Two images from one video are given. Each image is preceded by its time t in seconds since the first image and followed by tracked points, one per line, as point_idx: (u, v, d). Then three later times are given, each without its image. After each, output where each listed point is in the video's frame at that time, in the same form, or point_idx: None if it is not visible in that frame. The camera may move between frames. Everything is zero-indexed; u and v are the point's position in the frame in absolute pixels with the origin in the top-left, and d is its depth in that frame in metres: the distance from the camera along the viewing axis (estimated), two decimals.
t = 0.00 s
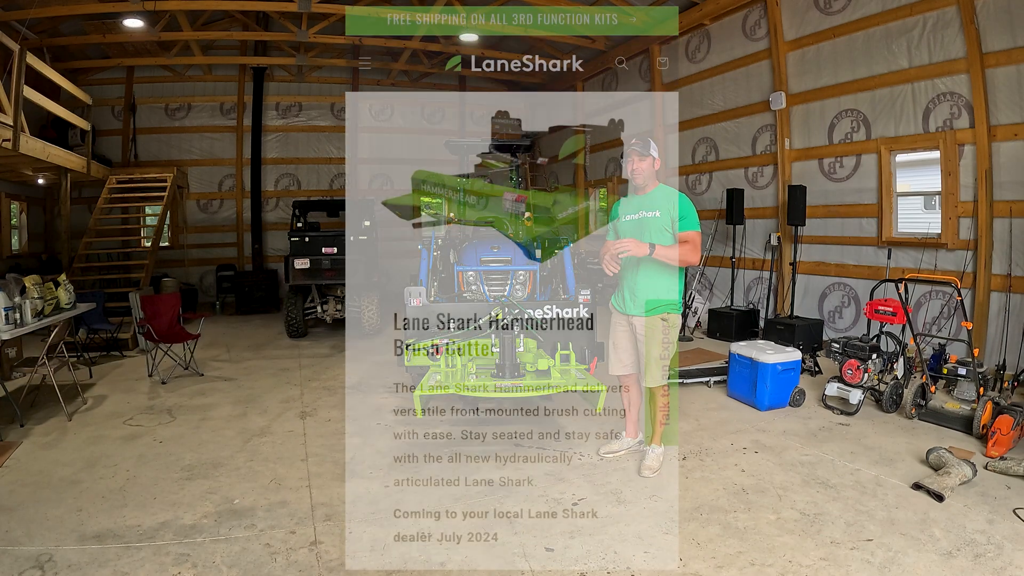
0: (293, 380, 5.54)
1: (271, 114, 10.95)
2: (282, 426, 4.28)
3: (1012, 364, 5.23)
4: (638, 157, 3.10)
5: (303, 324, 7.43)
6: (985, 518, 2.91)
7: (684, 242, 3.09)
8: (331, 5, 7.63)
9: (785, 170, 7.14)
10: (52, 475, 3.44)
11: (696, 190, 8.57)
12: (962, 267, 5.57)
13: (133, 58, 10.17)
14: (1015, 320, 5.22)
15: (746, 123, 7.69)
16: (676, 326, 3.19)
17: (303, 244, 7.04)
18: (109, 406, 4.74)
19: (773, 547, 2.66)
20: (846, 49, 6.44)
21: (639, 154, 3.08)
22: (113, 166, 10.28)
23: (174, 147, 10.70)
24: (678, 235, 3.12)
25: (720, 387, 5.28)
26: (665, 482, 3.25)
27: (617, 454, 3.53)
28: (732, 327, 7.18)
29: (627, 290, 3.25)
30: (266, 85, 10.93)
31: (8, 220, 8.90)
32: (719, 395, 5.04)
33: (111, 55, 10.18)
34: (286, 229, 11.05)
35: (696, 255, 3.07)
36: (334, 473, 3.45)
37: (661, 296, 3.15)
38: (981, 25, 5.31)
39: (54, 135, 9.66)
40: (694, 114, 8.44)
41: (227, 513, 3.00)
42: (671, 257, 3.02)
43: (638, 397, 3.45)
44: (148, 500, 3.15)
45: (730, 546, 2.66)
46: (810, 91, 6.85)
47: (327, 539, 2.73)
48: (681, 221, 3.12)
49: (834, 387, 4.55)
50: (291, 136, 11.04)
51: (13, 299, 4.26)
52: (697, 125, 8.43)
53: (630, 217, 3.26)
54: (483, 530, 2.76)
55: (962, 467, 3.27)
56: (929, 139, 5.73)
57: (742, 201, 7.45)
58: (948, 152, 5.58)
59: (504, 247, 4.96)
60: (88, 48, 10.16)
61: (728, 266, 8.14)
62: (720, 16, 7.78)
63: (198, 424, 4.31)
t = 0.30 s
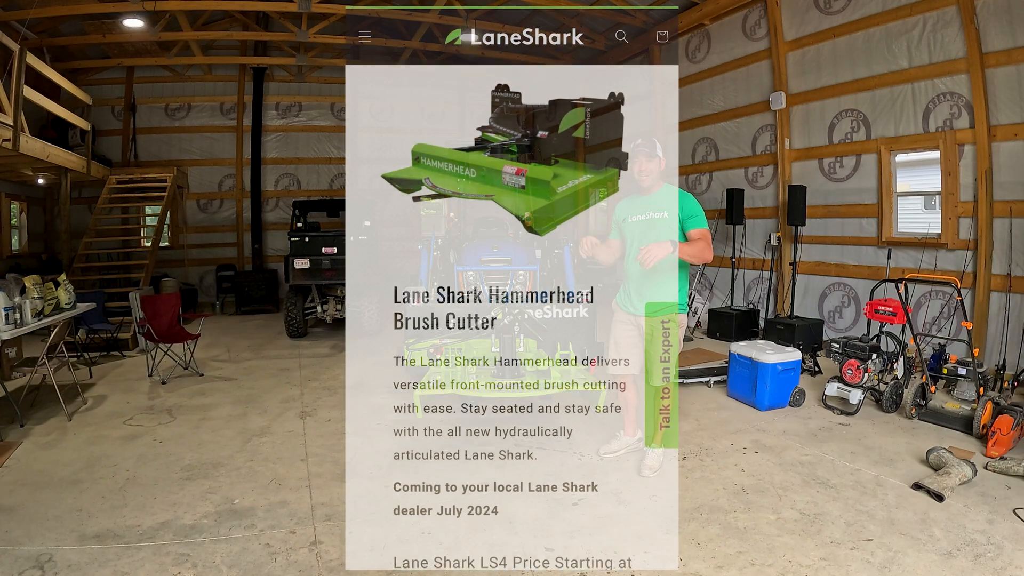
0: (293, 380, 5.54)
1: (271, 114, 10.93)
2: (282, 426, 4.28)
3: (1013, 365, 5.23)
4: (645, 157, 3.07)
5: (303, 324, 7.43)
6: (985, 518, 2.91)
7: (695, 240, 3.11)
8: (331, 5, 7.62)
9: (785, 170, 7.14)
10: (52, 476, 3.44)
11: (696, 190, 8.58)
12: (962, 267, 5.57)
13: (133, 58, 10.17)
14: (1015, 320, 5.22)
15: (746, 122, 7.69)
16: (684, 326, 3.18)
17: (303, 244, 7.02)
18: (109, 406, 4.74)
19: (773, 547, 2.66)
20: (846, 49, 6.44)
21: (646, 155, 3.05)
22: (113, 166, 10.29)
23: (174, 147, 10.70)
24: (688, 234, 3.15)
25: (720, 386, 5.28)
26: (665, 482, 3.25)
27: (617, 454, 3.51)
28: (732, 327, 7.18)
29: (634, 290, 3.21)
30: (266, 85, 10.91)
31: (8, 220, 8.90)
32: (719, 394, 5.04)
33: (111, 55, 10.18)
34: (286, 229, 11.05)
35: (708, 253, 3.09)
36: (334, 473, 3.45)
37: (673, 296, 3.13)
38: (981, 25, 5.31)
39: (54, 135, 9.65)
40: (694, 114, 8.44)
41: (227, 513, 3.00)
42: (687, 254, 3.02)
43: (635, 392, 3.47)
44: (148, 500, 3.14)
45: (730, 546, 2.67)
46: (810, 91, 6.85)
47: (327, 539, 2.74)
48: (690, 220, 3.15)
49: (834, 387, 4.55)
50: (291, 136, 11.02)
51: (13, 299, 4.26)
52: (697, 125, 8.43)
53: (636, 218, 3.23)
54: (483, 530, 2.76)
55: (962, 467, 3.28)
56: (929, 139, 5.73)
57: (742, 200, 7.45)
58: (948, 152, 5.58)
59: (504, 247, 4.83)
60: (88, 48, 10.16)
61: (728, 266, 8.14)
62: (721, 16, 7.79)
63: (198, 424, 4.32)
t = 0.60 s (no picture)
0: (293, 380, 5.54)
1: (271, 114, 10.92)
2: (282, 426, 4.28)
3: (1012, 365, 5.22)
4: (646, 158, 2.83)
5: (303, 324, 7.44)
6: (984, 518, 2.92)
7: (692, 244, 3.10)
8: (331, 5, 7.62)
9: (785, 170, 7.14)
10: (52, 476, 3.44)
11: (696, 190, 8.59)
12: (962, 267, 5.57)
13: (133, 58, 10.16)
14: (1015, 320, 5.22)
15: (746, 123, 7.69)
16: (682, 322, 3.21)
17: (303, 244, 7.01)
18: (109, 406, 4.73)
19: (773, 547, 2.66)
20: (846, 49, 6.44)
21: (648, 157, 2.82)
22: (113, 166, 10.30)
23: (174, 147, 10.70)
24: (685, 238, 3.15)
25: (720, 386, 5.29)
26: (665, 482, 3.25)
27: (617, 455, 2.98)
28: (732, 327, 7.18)
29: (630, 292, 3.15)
30: (266, 85, 10.90)
31: (8, 220, 8.89)
32: (719, 394, 5.04)
33: (111, 55, 10.18)
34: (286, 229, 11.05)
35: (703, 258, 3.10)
36: (334, 473, 3.45)
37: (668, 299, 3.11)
38: (981, 25, 5.30)
39: (54, 135, 9.65)
40: (694, 114, 8.45)
41: (227, 513, 2.99)
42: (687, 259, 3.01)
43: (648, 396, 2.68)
44: (148, 500, 3.14)
45: (730, 546, 2.67)
46: (810, 91, 6.85)
47: (327, 539, 2.74)
48: (688, 223, 3.14)
49: (834, 387, 4.55)
50: (291, 135, 11.02)
51: (13, 299, 4.25)
52: (697, 125, 8.44)
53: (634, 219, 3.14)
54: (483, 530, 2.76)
55: (962, 467, 3.27)
56: (929, 140, 5.73)
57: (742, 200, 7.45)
58: (948, 152, 5.58)
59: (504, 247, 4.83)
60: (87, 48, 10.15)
61: (728, 266, 8.15)
62: (721, 16, 7.79)
63: (198, 424, 4.31)
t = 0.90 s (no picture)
0: (294, 380, 5.54)
1: (271, 114, 10.92)
2: (282, 426, 4.28)
3: (1012, 365, 5.22)
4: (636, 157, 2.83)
5: (303, 324, 7.44)
6: (985, 518, 2.92)
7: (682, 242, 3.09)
8: (331, 5, 7.61)
9: (785, 170, 7.15)
10: (52, 475, 3.44)
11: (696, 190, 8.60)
12: (962, 267, 5.58)
13: (133, 58, 10.16)
14: (1015, 320, 5.22)
15: (746, 123, 7.69)
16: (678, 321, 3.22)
17: (303, 244, 7.01)
18: (109, 406, 4.73)
19: (773, 547, 2.66)
20: (846, 49, 6.44)
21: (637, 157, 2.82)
22: (113, 166, 10.30)
23: (174, 147, 10.70)
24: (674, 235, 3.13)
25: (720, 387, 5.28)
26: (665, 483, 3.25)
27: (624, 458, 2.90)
28: (732, 327, 7.19)
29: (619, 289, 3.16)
30: (266, 85, 10.90)
31: (8, 220, 8.88)
32: (719, 395, 5.04)
33: (111, 55, 10.18)
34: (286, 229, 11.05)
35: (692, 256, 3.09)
36: (334, 473, 3.46)
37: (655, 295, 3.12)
38: (981, 24, 5.30)
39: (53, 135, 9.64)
40: (695, 114, 8.47)
41: (227, 513, 3.00)
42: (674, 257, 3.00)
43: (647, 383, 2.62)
44: (148, 500, 3.14)
45: (730, 546, 2.67)
46: (810, 91, 6.84)
47: (327, 539, 2.74)
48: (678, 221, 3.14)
49: (834, 387, 4.55)
50: (291, 136, 11.02)
51: (13, 299, 4.25)
52: (697, 125, 8.45)
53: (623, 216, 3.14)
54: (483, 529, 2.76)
55: (962, 467, 3.27)
56: (929, 139, 5.73)
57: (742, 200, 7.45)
58: (948, 152, 5.58)
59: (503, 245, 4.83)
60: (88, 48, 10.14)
61: (728, 266, 8.15)
62: (720, 16, 7.80)
63: (198, 424, 4.31)
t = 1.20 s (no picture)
0: (294, 380, 5.54)
1: (271, 114, 10.92)
2: (282, 426, 4.28)
3: (1012, 365, 5.22)
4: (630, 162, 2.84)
5: (303, 324, 7.44)
6: (985, 518, 2.92)
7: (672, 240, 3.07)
8: (331, 6, 7.61)
9: (785, 170, 7.14)
10: (51, 476, 3.44)
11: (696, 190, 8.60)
12: (962, 267, 5.58)
13: (133, 58, 10.16)
14: (1015, 320, 5.22)
15: (746, 123, 7.69)
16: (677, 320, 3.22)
17: (303, 244, 7.01)
18: (109, 406, 4.73)
19: (773, 547, 2.66)
20: (846, 49, 6.44)
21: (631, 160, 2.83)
22: (113, 166, 10.30)
23: (174, 147, 10.70)
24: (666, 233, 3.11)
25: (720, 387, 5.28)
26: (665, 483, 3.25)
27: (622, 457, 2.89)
28: (732, 327, 7.19)
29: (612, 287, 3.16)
30: (266, 85, 10.90)
31: (8, 220, 8.88)
32: (719, 395, 5.04)
33: (111, 55, 10.18)
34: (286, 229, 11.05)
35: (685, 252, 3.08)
36: (334, 473, 3.46)
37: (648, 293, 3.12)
38: (981, 25, 5.29)
39: (53, 135, 9.62)
40: (695, 113, 8.47)
41: (227, 513, 3.00)
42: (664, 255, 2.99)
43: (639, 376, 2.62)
44: (148, 500, 3.14)
45: (730, 546, 2.67)
46: (810, 91, 6.84)
47: (327, 539, 2.74)
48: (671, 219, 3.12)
49: (834, 387, 4.55)
50: (291, 136, 11.02)
51: (13, 299, 4.25)
52: (697, 125, 8.45)
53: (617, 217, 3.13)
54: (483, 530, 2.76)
55: (962, 467, 3.27)
56: (929, 139, 5.73)
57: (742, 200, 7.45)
58: (947, 152, 5.58)
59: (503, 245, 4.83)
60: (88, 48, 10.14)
61: (728, 266, 8.15)
62: (720, 16, 7.80)
63: (198, 424, 4.31)
